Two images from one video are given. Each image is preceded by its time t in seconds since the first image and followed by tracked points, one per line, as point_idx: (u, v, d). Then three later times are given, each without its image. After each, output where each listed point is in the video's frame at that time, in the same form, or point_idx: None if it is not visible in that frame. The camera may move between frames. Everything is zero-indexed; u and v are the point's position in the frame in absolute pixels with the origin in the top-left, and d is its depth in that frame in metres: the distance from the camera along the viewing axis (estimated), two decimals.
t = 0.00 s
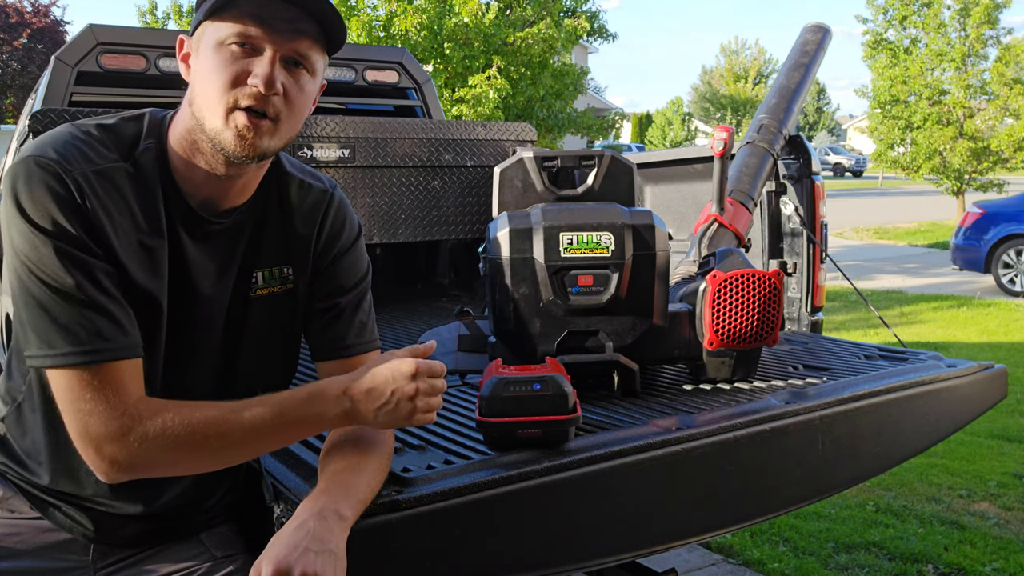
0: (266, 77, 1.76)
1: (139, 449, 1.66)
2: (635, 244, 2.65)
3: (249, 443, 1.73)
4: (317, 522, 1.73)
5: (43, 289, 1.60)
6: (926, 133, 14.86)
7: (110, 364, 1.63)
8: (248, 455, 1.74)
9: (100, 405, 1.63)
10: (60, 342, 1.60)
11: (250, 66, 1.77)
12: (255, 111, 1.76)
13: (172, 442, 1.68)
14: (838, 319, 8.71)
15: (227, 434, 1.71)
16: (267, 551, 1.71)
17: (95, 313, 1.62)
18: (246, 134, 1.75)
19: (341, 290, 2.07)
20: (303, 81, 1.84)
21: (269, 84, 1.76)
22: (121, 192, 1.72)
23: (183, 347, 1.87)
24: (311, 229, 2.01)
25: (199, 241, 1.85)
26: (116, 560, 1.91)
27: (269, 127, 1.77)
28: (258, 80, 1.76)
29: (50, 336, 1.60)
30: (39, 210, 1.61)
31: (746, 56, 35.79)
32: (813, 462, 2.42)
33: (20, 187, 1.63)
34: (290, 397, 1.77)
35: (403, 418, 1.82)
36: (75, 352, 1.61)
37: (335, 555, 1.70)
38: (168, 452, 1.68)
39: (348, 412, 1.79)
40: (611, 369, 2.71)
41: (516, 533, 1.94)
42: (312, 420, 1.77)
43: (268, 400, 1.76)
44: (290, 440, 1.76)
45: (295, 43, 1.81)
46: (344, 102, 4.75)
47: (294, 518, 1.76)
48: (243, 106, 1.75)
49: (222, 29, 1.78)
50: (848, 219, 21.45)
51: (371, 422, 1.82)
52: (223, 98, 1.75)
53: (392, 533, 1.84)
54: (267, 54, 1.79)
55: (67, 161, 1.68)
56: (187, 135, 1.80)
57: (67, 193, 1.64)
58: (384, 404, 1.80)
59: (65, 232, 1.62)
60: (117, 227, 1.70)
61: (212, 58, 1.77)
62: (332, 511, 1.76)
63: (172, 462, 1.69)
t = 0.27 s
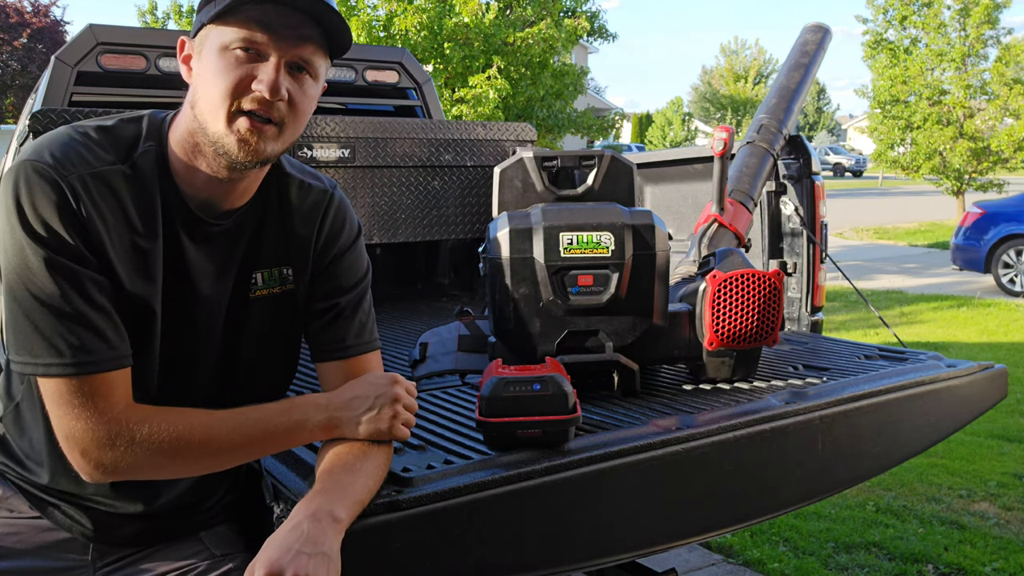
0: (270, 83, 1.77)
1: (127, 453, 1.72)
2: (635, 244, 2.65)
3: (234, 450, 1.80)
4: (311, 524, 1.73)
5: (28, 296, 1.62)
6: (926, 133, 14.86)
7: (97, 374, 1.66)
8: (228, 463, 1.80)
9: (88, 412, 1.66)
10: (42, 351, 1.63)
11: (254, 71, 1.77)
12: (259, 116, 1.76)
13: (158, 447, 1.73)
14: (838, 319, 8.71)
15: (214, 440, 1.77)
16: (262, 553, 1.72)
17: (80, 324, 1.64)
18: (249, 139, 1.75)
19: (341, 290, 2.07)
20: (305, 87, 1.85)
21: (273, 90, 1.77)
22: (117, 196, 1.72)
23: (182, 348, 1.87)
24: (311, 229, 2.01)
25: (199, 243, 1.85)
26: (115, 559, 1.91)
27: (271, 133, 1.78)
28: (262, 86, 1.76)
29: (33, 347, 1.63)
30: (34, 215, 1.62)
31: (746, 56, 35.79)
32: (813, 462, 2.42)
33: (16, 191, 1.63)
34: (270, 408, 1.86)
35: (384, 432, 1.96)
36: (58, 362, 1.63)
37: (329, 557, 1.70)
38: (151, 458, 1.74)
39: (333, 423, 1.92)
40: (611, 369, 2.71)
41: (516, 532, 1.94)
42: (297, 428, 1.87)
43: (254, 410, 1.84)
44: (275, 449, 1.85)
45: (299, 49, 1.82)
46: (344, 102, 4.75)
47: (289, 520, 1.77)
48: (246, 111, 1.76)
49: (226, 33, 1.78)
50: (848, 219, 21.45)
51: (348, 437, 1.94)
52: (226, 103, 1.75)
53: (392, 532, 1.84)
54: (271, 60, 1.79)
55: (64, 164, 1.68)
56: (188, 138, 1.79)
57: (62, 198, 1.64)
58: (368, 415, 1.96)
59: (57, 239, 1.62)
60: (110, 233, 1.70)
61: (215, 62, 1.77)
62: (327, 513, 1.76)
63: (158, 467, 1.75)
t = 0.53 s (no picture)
0: (268, 82, 1.77)
1: (126, 454, 1.72)
2: (634, 244, 2.65)
3: (233, 451, 1.80)
4: (311, 525, 1.73)
5: (28, 297, 1.61)
6: (926, 133, 14.86)
7: (97, 374, 1.66)
8: (228, 463, 1.80)
9: (87, 412, 1.66)
10: (42, 352, 1.63)
11: (252, 70, 1.77)
12: (257, 115, 1.76)
13: (157, 447, 1.73)
14: (838, 319, 8.72)
15: (213, 441, 1.77)
16: (262, 553, 1.72)
17: (80, 325, 1.64)
18: (247, 139, 1.75)
19: (340, 290, 2.07)
20: (304, 86, 1.85)
21: (271, 89, 1.77)
22: (116, 196, 1.72)
23: (181, 348, 1.87)
24: (310, 229, 2.01)
25: (199, 242, 1.85)
26: (114, 560, 1.91)
27: (269, 132, 1.78)
28: (260, 85, 1.76)
29: (33, 347, 1.63)
30: (32, 216, 1.62)
31: (746, 56, 35.80)
32: (813, 462, 2.42)
33: (14, 192, 1.63)
34: (270, 408, 1.86)
35: (384, 432, 1.96)
36: (57, 363, 1.63)
37: (330, 557, 1.70)
38: (151, 458, 1.74)
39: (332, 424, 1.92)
40: (611, 369, 2.71)
41: (516, 532, 1.95)
42: (297, 428, 1.87)
43: (253, 411, 1.84)
44: (274, 448, 1.84)
45: (296, 48, 1.82)
46: (344, 102, 4.75)
47: (289, 520, 1.77)
48: (244, 110, 1.76)
49: (223, 33, 1.78)
50: (848, 219, 21.46)
51: (348, 436, 1.94)
52: (224, 101, 1.75)
53: (392, 533, 1.84)
54: (269, 59, 1.79)
55: (62, 165, 1.68)
56: (186, 138, 1.80)
57: (61, 199, 1.64)
58: (367, 415, 1.95)
59: (57, 240, 1.63)
60: (110, 233, 1.70)
61: (213, 61, 1.77)
62: (327, 513, 1.76)
63: (157, 467, 1.75)
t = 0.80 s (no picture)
0: (274, 86, 1.77)
1: (127, 458, 1.72)
2: (634, 244, 2.65)
3: (233, 454, 1.80)
4: (313, 524, 1.73)
5: (28, 302, 1.61)
6: (926, 133, 14.86)
7: (97, 378, 1.66)
8: (229, 466, 1.80)
9: (87, 417, 1.66)
10: (42, 356, 1.63)
11: (258, 74, 1.77)
12: (262, 119, 1.77)
13: (157, 451, 1.74)
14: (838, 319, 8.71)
15: (213, 444, 1.77)
16: (264, 553, 1.72)
17: (81, 329, 1.64)
18: (252, 142, 1.76)
19: (342, 290, 2.07)
20: (308, 89, 1.85)
21: (277, 93, 1.77)
22: (116, 198, 1.72)
23: (182, 348, 1.87)
24: (313, 229, 2.01)
25: (202, 242, 1.85)
26: (115, 560, 1.91)
27: (274, 135, 1.78)
28: (266, 89, 1.76)
29: (33, 352, 1.63)
30: (33, 221, 1.62)
31: (746, 56, 35.80)
32: (813, 462, 2.42)
33: (14, 197, 1.63)
34: (271, 410, 1.86)
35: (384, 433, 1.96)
36: (57, 367, 1.63)
37: (332, 557, 1.70)
38: (152, 461, 1.74)
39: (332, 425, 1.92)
40: (611, 369, 2.71)
41: (516, 532, 1.95)
42: (297, 429, 1.87)
43: (253, 412, 1.84)
44: (276, 449, 1.84)
45: (301, 51, 1.82)
46: (344, 102, 4.75)
47: (291, 520, 1.77)
48: (250, 114, 1.76)
49: (229, 35, 1.77)
50: (848, 219, 21.46)
51: (348, 437, 1.94)
52: (229, 105, 1.76)
53: (392, 533, 1.84)
54: (275, 62, 1.79)
55: (61, 168, 1.68)
56: (190, 139, 1.80)
57: (61, 203, 1.64)
58: (368, 415, 1.95)
59: (57, 245, 1.62)
60: (110, 236, 1.70)
61: (218, 64, 1.77)
62: (329, 513, 1.76)
63: (158, 470, 1.75)
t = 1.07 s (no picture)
0: (275, 86, 1.77)
1: (125, 456, 1.72)
2: (634, 244, 2.65)
3: (232, 452, 1.79)
4: (313, 524, 1.73)
5: (27, 299, 1.61)
6: (926, 133, 14.86)
7: (95, 376, 1.66)
8: (228, 465, 1.80)
9: (85, 415, 1.66)
10: (40, 352, 1.63)
11: (258, 73, 1.77)
12: (263, 118, 1.77)
13: (155, 450, 1.74)
14: (838, 319, 8.71)
15: (212, 443, 1.77)
16: (264, 553, 1.72)
17: (80, 327, 1.64)
18: (252, 141, 1.76)
19: (343, 290, 2.07)
20: (309, 89, 1.85)
21: (278, 92, 1.77)
22: (116, 195, 1.72)
23: (182, 347, 1.87)
24: (314, 228, 2.01)
25: (204, 240, 1.85)
26: (116, 560, 1.90)
27: (275, 135, 1.78)
28: (267, 88, 1.76)
29: (31, 348, 1.63)
30: (32, 218, 1.62)
31: (746, 56, 35.80)
32: (813, 462, 2.42)
33: (14, 193, 1.63)
34: (271, 409, 1.86)
35: (383, 433, 1.96)
36: (55, 363, 1.63)
37: (332, 557, 1.70)
38: (151, 460, 1.74)
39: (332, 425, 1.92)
40: (611, 369, 2.71)
41: (516, 532, 1.95)
42: (297, 429, 1.87)
43: (252, 412, 1.84)
44: (276, 448, 1.84)
45: (303, 52, 1.82)
46: (344, 102, 4.75)
47: (291, 520, 1.77)
48: (250, 114, 1.76)
49: (230, 35, 1.77)
50: (848, 219, 21.46)
51: (348, 437, 1.94)
52: (230, 104, 1.76)
53: (391, 533, 1.84)
54: (276, 61, 1.79)
55: (61, 165, 1.68)
56: (190, 138, 1.79)
57: (61, 200, 1.64)
58: (368, 415, 1.96)
59: (56, 243, 1.63)
60: (110, 233, 1.70)
61: (219, 63, 1.77)
62: (329, 513, 1.76)
63: (156, 469, 1.75)
